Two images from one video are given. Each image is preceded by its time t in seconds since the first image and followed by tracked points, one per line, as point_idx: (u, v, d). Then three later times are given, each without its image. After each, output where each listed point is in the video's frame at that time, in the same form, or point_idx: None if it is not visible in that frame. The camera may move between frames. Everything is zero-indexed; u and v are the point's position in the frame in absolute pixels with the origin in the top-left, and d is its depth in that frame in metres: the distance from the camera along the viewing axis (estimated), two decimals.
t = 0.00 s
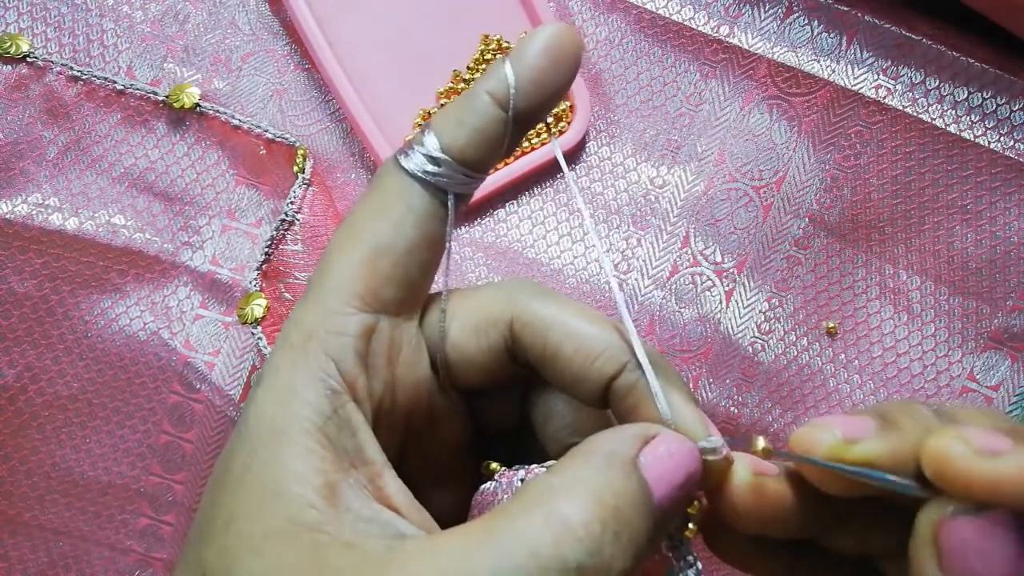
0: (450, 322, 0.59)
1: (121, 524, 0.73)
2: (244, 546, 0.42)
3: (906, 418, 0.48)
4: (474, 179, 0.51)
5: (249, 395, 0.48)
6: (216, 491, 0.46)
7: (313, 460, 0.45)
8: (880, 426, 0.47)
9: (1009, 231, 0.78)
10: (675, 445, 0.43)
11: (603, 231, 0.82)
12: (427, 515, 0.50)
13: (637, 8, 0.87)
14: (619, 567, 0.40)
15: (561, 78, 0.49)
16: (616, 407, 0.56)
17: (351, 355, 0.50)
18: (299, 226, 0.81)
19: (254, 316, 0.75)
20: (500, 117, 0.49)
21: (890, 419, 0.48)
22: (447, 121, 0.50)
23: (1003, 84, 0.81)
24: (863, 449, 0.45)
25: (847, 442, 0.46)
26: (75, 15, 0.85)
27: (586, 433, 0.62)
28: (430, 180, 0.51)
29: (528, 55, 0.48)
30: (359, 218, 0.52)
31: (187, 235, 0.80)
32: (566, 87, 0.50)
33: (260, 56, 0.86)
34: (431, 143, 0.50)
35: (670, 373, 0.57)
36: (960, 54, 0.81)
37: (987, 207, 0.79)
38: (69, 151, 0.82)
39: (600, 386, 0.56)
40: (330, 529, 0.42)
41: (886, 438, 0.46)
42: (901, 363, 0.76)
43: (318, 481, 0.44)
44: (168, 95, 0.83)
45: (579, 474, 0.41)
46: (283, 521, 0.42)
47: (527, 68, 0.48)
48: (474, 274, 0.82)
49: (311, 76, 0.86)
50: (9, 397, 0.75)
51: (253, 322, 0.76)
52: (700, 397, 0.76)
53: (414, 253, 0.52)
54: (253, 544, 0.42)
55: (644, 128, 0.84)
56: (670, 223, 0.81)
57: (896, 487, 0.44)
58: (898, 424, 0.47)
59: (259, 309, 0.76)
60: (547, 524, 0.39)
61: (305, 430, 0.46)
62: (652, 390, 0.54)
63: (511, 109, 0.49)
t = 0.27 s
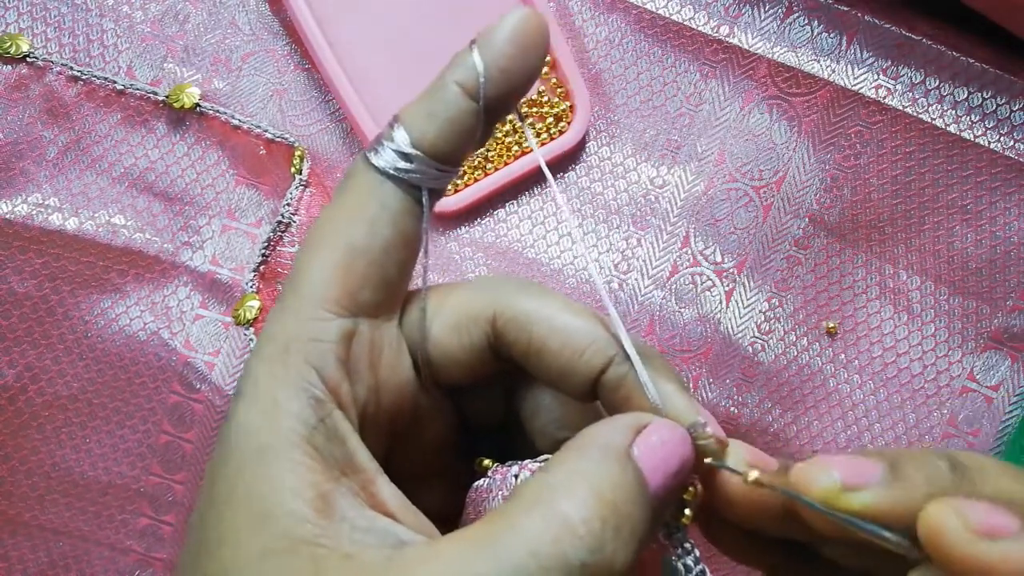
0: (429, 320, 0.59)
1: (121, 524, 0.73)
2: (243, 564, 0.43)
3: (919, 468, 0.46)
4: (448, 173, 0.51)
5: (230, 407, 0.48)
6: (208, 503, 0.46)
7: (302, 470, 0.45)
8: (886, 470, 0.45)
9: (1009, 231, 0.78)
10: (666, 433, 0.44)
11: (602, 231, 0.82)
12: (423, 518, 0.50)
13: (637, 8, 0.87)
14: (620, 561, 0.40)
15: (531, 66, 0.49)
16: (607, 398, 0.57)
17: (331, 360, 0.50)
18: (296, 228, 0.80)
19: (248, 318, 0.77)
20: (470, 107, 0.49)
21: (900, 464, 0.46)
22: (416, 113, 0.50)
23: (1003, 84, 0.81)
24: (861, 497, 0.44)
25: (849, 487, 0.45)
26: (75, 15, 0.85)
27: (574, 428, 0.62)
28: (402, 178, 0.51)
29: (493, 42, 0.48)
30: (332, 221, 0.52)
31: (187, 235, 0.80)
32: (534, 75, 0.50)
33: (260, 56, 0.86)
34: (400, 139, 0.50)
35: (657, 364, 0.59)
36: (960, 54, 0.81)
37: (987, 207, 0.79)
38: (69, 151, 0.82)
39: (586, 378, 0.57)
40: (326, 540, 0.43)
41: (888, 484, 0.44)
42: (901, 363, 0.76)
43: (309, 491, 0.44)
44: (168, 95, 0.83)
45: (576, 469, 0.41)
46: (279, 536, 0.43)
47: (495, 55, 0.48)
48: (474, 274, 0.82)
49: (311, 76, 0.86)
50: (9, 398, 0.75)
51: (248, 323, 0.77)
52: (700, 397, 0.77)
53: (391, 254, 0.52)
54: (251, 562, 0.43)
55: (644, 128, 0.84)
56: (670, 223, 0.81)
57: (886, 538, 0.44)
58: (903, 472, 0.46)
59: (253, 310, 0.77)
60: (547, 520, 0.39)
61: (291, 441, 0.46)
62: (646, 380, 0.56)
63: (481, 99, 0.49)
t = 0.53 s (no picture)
0: (429, 326, 0.59)
1: (121, 524, 0.73)
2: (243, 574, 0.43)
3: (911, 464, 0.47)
4: (446, 178, 0.51)
5: (228, 415, 0.48)
6: (207, 511, 0.46)
7: (301, 479, 0.45)
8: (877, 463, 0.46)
9: (1009, 231, 0.78)
10: (667, 438, 0.44)
11: (602, 231, 0.82)
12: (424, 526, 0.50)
13: (637, 8, 0.87)
14: (621, 568, 0.40)
15: (528, 70, 0.49)
16: (608, 403, 0.57)
17: (329, 368, 0.50)
18: (297, 228, 0.80)
19: (248, 318, 0.76)
20: (468, 112, 0.49)
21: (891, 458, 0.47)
22: (413, 118, 0.50)
23: (1003, 84, 0.81)
24: (852, 486, 0.45)
25: (838, 478, 0.46)
26: (75, 15, 0.85)
27: (575, 432, 0.62)
28: (400, 185, 0.51)
29: (490, 47, 0.48)
30: (329, 228, 0.52)
31: (187, 235, 0.80)
32: (531, 79, 0.49)
33: (260, 56, 0.86)
34: (398, 145, 0.50)
35: (658, 367, 0.59)
36: (960, 54, 0.81)
37: (987, 207, 0.79)
38: (69, 151, 0.82)
39: (586, 385, 0.57)
40: (326, 550, 0.43)
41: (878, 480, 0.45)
42: (901, 363, 0.76)
43: (308, 501, 0.44)
44: (168, 95, 0.83)
45: (577, 476, 0.41)
46: (278, 547, 0.43)
47: (492, 60, 0.48)
48: (474, 274, 0.82)
49: (311, 76, 0.86)
50: (9, 397, 0.75)
51: (248, 324, 0.77)
52: (700, 397, 0.77)
53: (390, 260, 0.52)
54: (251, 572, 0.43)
55: (644, 128, 0.84)
56: (670, 223, 0.81)
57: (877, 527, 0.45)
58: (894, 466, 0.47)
59: (253, 310, 0.76)
60: (548, 528, 0.40)
61: (290, 450, 0.46)
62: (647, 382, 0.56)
63: (479, 104, 0.49)
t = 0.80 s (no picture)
0: (430, 325, 0.59)
1: (121, 524, 0.73)
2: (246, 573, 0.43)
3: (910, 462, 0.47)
4: (447, 178, 0.51)
5: (229, 415, 0.48)
6: (209, 510, 0.46)
7: (304, 479, 0.45)
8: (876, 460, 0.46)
9: (1009, 231, 0.78)
10: (668, 438, 0.44)
11: (602, 231, 0.82)
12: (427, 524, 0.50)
13: (637, 8, 0.87)
14: (625, 568, 0.40)
15: (529, 70, 0.49)
16: (608, 403, 0.57)
17: (331, 367, 0.50)
18: (297, 228, 0.80)
19: (248, 318, 0.76)
20: (469, 111, 0.49)
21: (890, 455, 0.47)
22: (414, 118, 0.50)
23: (1003, 84, 0.81)
24: (850, 483, 0.46)
25: (838, 473, 0.46)
26: (75, 15, 0.85)
27: (576, 431, 0.62)
28: (401, 184, 0.51)
29: (491, 47, 0.48)
30: (330, 227, 0.52)
31: (187, 235, 0.80)
32: (532, 79, 0.49)
33: (260, 56, 0.86)
34: (399, 145, 0.50)
35: (659, 367, 0.59)
36: (960, 54, 0.81)
37: (987, 207, 0.79)
38: (69, 151, 0.82)
39: (587, 384, 0.57)
40: (329, 550, 0.43)
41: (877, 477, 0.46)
42: (901, 363, 0.76)
43: (311, 500, 0.44)
44: (169, 96, 0.83)
45: (579, 475, 0.41)
46: (281, 546, 0.43)
47: (493, 59, 0.48)
48: (474, 274, 0.82)
49: (311, 76, 0.86)
50: (9, 397, 0.75)
51: (248, 324, 0.76)
52: (700, 397, 0.77)
53: (391, 260, 0.52)
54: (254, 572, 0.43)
55: (644, 128, 0.84)
56: (670, 223, 0.81)
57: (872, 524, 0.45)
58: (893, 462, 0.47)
59: (253, 311, 0.76)
60: (550, 528, 0.40)
61: (293, 449, 0.46)
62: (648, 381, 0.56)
63: (480, 104, 0.49)
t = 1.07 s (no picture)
0: (430, 324, 0.59)
1: (121, 524, 0.73)
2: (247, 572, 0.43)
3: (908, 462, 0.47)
4: (448, 178, 0.51)
5: (229, 415, 0.48)
6: (209, 510, 0.46)
7: (304, 478, 0.45)
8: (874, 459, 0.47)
9: (1009, 231, 0.78)
10: (667, 437, 0.44)
11: (602, 231, 0.82)
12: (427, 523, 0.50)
13: (637, 8, 0.87)
14: (626, 567, 0.40)
15: (530, 70, 0.49)
16: (608, 402, 0.57)
17: (331, 367, 0.50)
18: (297, 228, 0.80)
19: (248, 318, 0.76)
20: (470, 111, 0.49)
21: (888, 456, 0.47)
22: (415, 118, 0.50)
23: (1003, 84, 0.81)
24: (847, 484, 0.46)
25: (836, 472, 0.46)
26: (75, 15, 0.85)
27: (576, 431, 0.62)
28: (401, 184, 0.51)
29: (493, 47, 0.48)
30: (331, 226, 0.52)
31: (187, 235, 0.80)
32: (533, 79, 0.49)
33: (260, 56, 0.86)
34: (400, 145, 0.50)
35: (659, 366, 0.59)
36: (960, 54, 0.81)
37: (987, 207, 0.79)
38: (69, 151, 0.82)
39: (587, 384, 0.57)
40: (329, 548, 0.43)
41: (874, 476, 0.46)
42: (901, 363, 0.76)
43: (312, 499, 0.44)
44: (168, 95, 0.83)
45: (580, 474, 0.41)
46: (281, 544, 0.43)
47: (494, 60, 0.48)
48: (474, 274, 0.82)
49: (311, 76, 0.86)
50: (9, 397, 0.75)
51: (248, 324, 0.76)
52: (700, 397, 0.77)
53: (392, 260, 0.52)
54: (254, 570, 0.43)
55: (644, 128, 0.84)
56: (670, 223, 0.81)
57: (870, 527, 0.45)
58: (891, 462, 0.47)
59: (253, 311, 0.76)
60: (550, 527, 0.40)
61: (293, 449, 0.46)
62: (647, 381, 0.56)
63: (481, 104, 0.49)
